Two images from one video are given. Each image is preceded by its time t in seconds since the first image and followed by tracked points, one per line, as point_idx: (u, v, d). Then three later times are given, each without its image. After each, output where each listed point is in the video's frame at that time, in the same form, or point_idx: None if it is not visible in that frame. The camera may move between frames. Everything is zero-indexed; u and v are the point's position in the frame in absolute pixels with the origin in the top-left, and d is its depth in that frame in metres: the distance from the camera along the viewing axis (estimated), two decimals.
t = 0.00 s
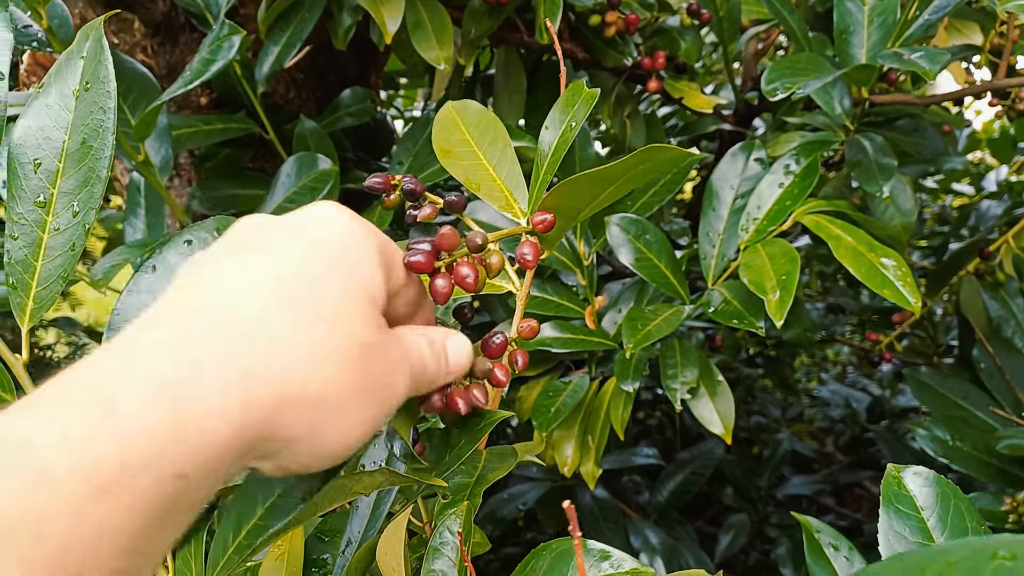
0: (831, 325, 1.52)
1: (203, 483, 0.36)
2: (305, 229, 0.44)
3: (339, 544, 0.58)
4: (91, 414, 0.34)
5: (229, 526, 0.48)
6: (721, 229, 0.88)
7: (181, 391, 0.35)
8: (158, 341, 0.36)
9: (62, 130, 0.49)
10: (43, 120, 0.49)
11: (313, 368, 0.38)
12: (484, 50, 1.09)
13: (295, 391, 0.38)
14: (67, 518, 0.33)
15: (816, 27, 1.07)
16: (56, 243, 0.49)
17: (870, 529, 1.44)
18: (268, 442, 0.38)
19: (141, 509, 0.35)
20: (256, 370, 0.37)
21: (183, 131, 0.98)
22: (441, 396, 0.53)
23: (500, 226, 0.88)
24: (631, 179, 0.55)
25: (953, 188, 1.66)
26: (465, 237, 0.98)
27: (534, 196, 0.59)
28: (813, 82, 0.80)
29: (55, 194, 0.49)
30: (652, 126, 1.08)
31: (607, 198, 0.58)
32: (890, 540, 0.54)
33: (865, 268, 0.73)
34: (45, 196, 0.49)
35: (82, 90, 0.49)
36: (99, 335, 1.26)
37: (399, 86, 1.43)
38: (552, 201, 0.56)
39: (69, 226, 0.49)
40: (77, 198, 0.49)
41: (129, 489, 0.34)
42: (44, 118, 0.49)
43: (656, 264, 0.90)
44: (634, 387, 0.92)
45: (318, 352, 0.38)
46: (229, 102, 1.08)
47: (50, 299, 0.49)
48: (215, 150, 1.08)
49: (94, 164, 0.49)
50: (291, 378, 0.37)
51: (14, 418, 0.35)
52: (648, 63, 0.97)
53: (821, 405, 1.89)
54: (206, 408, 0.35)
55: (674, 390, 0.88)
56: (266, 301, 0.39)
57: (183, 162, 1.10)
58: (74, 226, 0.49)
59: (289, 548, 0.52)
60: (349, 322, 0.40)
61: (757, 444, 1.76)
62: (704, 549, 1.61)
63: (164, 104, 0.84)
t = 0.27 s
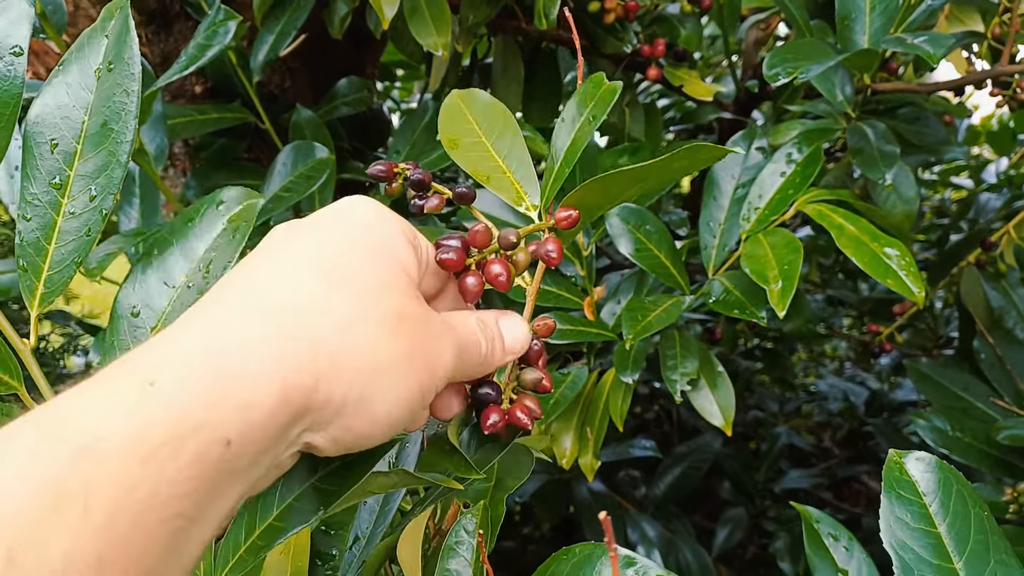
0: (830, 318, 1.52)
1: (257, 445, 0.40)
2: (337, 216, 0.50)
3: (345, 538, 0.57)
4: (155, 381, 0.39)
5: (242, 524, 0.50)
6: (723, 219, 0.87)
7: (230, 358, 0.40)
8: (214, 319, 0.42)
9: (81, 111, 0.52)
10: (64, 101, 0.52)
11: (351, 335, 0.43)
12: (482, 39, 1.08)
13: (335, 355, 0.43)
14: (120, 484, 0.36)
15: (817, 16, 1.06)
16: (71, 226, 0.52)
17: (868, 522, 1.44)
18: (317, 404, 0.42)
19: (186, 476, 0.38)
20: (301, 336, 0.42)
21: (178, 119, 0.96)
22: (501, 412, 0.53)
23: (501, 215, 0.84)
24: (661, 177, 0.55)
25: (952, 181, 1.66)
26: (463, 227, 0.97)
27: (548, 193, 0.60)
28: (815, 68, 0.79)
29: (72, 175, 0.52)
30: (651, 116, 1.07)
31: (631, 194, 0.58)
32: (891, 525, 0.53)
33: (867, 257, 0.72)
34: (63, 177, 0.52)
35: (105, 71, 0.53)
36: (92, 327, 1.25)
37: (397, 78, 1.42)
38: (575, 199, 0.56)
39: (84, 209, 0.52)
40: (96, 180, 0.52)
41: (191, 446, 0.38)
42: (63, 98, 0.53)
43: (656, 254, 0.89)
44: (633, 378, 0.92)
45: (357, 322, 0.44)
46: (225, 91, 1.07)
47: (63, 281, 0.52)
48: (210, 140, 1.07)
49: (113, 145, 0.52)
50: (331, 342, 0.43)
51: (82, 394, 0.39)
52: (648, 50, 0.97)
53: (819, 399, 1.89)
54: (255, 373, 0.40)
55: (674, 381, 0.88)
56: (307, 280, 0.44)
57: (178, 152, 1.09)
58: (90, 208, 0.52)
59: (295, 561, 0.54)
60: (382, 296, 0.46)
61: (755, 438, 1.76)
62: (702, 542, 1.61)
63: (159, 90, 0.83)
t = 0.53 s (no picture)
0: (825, 311, 1.51)
1: (193, 476, 0.40)
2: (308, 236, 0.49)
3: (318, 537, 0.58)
4: (99, 403, 0.38)
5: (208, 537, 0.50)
6: (713, 210, 0.87)
7: (163, 384, 0.39)
8: (158, 343, 0.41)
9: (6, 112, 0.54)
10: None
11: (295, 371, 0.42)
12: (474, 29, 1.07)
13: (277, 390, 0.41)
14: (38, 524, 0.36)
15: (810, 6, 1.06)
16: (7, 229, 0.54)
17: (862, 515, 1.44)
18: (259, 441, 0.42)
19: (111, 513, 0.38)
20: (244, 366, 0.41)
21: (166, 109, 0.96)
22: (493, 430, 0.57)
23: (491, 206, 0.84)
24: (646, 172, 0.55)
25: (949, 174, 1.65)
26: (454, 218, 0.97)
27: (526, 184, 0.59)
28: (806, 55, 0.79)
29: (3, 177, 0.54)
30: (643, 107, 1.07)
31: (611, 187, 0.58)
32: (874, 512, 0.53)
33: (856, 248, 0.72)
34: None
35: (24, 70, 0.54)
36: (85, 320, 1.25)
37: (391, 70, 1.41)
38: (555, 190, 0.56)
39: (16, 211, 0.54)
40: (24, 181, 0.54)
41: (118, 479, 0.37)
42: None
43: (647, 245, 0.88)
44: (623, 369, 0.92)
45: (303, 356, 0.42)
46: (215, 82, 1.07)
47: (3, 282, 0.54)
48: (200, 130, 1.07)
49: (36, 145, 0.54)
50: (269, 379, 0.41)
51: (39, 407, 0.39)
52: (640, 40, 0.96)
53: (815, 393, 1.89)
54: (190, 403, 0.39)
55: (664, 372, 0.88)
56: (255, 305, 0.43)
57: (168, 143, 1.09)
58: (22, 210, 0.54)
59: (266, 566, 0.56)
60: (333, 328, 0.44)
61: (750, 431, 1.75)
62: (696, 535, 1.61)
63: (147, 80, 0.83)
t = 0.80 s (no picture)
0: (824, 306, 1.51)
1: (158, 505, 0.40)
2: (286, 254, 0.48)
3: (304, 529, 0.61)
4: (67, 434, 0.38)
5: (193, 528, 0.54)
6: (709, 202, 0.86)
7: (134, 420, 0.39)
8: (126, 367, 0.40)
9: (24, 80, 0.53)
10: (5, 67, 0.53)
11: (262, 401, 0.42)
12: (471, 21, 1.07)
13: (244, 424, 0.42)
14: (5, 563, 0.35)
15: None
16: (17, 197, 0.53)
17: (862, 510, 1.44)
18: (226, 467, 0.42)
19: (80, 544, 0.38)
20: (216, 392, 0.41)
21: (161, 101, 0.96)
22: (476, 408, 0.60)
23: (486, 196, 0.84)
24: (630, 130, 0.57)
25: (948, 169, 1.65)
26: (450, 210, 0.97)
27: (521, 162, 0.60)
28: (801, 47, 0.78)
29: (17, 145, 0.53)
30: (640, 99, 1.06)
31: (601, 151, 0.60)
32: (872, 504, 0.53)
33: (851, 240, 0.71)
34: (8, 148, 0.53)
35: (45, 38, 0.53)
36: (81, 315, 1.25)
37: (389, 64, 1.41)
38: (544, 161, 0.57)
39: (29, 179, 0.53)
40: (38, 150, 0.53)
41: (82, 514, 0.37)
42: (5, 66, 0.53)
43: (642, 238, 0.88)
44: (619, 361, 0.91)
45: (274, 385, 0.43)
46: (210, 74, 1.07)
47: (9, 251, 0.53)
48: (196, 122, 1.07)
49: (56, 114, 0.53)
50: (239, 406, 0.41)
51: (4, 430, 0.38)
52: (637, 31, 0.96)
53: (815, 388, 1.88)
54: (157, 439, 0.39)
55: (660, 364, 0.87)
56: (223, 335, 0.42)
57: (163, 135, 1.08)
58: (36, 178, 0.53)
59: (261, 540, 0.60)
60: (304, 359, 0.44)
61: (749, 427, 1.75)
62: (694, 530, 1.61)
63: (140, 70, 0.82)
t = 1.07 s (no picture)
0: (826, 303, 1.51)
1: None
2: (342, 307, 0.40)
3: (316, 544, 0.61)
4: (58, 534, 0.32)
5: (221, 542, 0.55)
6: (715, 196, 0.86)
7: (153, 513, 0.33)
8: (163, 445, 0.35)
9: (30, 72, 0.53)
10: (13, 58, 0.53)
11: (287, 498, 0.36)
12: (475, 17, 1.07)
13: (271, 514, 0.36)
14: None
15: None
16: (24, 189, 0.54)
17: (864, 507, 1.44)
18: (241, 561, 0.37)
19: None
20: (231, 479, 0.35)
21: (166, 97, 0.96)
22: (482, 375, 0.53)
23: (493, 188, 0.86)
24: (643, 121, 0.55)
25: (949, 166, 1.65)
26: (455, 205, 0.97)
27: (519, 151, 0.58)
28: (806, 42, 0.79)
29: (23, 138, 0.53)
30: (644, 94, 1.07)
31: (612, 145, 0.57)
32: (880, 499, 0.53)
33: (858, 235, 0.71)
34: (13, 140, 0.53)
35: (52, 30, 0.53)
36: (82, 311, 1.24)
37: (391, 61, 1.41)
38: (550, 147, 0.55)
39: (36, 171, 0.53)
40: (46, 142, 0.53)
41: None
42: (12, 55, 0.53)
43: (648, 233, 0.88)
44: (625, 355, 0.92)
45: (304, 480, 0.36)
46: (215, 70, 1.06)
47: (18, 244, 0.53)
48: (200, 118, 1.07)
49: (62, 107, 0.53)
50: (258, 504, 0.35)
51: None
52: (642, 27, 0.96)
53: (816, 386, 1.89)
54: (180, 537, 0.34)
55: (666, 359, 0.87)
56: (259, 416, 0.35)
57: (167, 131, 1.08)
58: (42, 170, 0.53)
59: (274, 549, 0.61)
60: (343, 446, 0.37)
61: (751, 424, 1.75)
62: (696, 527, 1.61)
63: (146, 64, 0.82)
